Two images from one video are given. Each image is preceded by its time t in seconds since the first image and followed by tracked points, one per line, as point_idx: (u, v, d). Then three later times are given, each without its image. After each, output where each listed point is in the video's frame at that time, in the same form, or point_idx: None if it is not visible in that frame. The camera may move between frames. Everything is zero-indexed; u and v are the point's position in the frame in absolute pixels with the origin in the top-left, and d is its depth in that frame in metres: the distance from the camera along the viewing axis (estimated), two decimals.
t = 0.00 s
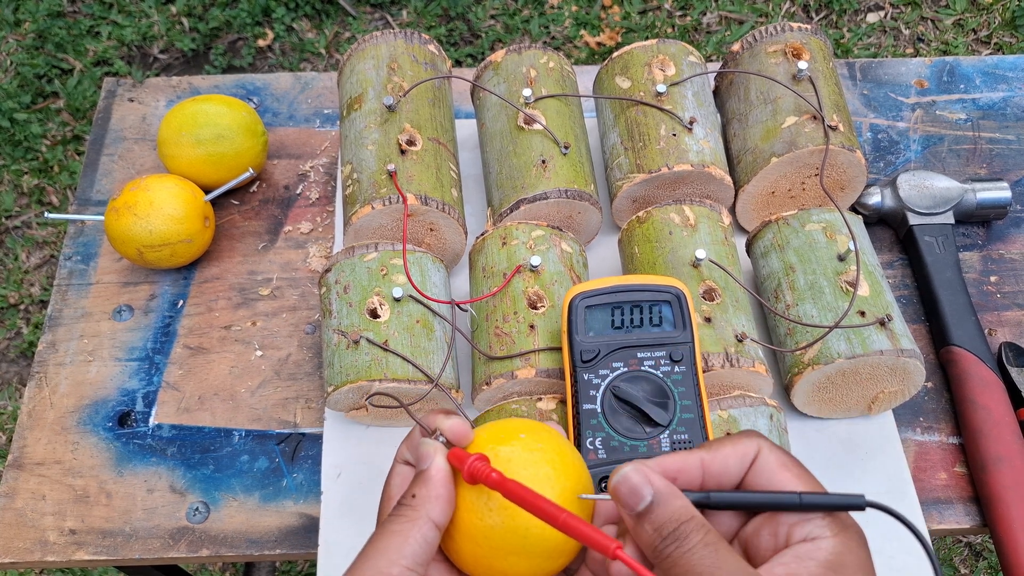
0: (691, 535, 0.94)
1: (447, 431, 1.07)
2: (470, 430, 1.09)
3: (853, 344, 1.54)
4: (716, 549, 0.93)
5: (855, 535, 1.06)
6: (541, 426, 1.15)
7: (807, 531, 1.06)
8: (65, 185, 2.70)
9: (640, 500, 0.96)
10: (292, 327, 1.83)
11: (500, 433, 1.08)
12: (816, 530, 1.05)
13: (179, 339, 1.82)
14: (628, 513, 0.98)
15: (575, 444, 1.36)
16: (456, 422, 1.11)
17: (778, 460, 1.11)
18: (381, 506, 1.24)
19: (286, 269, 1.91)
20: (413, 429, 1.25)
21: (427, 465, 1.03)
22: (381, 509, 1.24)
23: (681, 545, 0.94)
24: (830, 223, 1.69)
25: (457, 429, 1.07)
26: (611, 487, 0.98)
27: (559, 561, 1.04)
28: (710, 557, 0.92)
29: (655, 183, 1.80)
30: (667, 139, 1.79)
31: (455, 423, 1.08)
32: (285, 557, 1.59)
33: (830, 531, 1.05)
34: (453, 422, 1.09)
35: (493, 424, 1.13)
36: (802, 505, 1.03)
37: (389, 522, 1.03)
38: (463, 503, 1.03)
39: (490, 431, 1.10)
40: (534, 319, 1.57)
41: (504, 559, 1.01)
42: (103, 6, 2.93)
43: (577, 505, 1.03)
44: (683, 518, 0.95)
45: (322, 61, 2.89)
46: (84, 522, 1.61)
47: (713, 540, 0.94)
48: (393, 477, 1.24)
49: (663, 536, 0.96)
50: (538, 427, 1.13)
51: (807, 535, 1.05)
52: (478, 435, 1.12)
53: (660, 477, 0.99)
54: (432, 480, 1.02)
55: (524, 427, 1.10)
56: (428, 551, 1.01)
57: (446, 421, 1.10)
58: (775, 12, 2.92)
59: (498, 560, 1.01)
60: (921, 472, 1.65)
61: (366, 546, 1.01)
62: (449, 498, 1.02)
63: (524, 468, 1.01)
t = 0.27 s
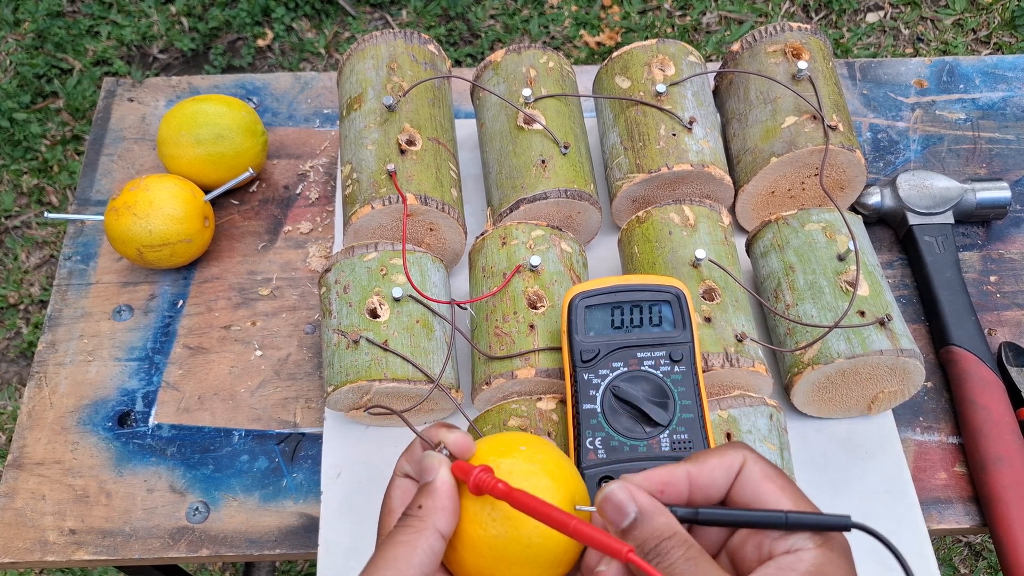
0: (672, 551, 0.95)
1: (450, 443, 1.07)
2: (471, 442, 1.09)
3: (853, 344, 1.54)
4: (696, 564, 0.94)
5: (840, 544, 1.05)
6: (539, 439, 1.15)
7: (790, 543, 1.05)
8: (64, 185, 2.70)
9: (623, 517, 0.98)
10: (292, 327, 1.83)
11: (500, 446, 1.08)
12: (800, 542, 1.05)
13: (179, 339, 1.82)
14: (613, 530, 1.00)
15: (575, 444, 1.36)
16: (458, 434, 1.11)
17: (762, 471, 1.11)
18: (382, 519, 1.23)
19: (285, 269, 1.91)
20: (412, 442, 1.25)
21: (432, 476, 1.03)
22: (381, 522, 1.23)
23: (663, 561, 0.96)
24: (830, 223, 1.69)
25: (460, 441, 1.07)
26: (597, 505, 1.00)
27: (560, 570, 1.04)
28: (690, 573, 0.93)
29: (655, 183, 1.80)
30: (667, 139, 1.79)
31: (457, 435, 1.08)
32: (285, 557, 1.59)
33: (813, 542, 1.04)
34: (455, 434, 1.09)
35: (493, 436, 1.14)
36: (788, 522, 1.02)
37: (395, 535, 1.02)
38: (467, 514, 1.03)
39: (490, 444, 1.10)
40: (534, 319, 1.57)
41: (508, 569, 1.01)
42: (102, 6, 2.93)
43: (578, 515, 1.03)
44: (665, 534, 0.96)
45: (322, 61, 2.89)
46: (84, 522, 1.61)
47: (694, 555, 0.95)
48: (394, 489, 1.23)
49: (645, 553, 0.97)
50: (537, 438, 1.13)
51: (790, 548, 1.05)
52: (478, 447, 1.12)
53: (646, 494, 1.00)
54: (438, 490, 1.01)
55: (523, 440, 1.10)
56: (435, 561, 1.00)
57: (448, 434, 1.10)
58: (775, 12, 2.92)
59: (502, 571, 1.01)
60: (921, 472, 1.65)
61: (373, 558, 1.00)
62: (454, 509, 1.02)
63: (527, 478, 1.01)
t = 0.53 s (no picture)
0: (673, 549, 0.96)
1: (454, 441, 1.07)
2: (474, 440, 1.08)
3: (853, 344, 1.54)
4: (698, 562, 0.95)
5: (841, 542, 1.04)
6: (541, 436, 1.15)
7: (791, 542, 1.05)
8: (65, 185, 2.70)
9: (625, 515, 0.98)
10: (292, 327, 1.83)
11: (503, 443, 1.08)
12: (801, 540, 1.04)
13: (179, 339, 1.82)
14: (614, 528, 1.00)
15: (576, 444, 1.36)
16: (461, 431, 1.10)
17: (764, 468, 1.11)
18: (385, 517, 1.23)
19: (286, 269, 1.91)
20: (415, 439, 1.25)
21: (435, 474, 1.03)
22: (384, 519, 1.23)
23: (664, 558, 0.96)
24: (830, 223, 1.69)
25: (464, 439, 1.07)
26: (598, 503, 1.01)
27: (563, 567, 1.04)
28: (692, 570, 0.94)
29: (655, 183, 1.80)
30: (667, 139, 1.79)
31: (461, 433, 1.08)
32: (285, 557, 1.59)
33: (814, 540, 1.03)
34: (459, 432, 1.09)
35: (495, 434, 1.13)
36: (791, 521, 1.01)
37: (398, 531, 1.02)
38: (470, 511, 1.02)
39: (493, 441, 1.10)
40: (535, 319, 1.57)
41: (510, 566, 1.01)
42: (103, 6, 2.93)
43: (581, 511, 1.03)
44: (666, 532, 0.97)
45: (322, 61, 2.89)
46: (84, 522, 1.61)
47: (696, 553, 0.96)
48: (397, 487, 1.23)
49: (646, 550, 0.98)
50: (539, 435, 1.13)
51: (791, 546, 1.05)
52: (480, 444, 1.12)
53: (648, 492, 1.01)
54: (441, 487, 1.01)
55: (525, 437, 1.10)
56: (438, 557, 1.00)
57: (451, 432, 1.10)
58: (775, 12, 2.92)
59: (505, 567, 1.01)
60: (921, 472, 1.65)
61: (376, 556, 1.00)
62: (457, 506, 1.02)
63: (530, 475, 1.01)
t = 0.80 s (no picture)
0: (673, 547, 0.96)
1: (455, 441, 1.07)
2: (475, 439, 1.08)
3: (853, 344, 1.54)
4: (697, 561, 0.95)
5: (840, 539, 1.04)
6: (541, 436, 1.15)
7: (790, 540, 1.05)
8: (65, 185, 2.70)
9: (625, 514, 0.98)
10: (292, 327, 1.83)
11: (504, 442, 1.08)
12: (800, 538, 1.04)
13: (179, 339, 1.82)
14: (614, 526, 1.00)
15: (576, 444, 1.36)
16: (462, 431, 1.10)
17: (763, 467, 1.11)
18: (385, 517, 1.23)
19: (286, 269, 1.91)
20: (416, 438, 1.25)
21: (437, 474, 1.02)
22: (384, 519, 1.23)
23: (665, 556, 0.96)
24: (831, 223, 1.69)
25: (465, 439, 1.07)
26: (597, 501, 1.01)
27: (564, 567, 1.04)
28: (691, 569, 0.94)
29: (655, 183, 1.80)
30: (668, 139, 1.79)
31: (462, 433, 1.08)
32: (285, 557, 1.59)
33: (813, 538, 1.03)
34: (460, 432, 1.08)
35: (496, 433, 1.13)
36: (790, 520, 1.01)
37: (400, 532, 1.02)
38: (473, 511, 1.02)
39: (494, 440, 1.10)
40: (535, 319, 1.57)
41: (512, 566, 1.01)
42: (103, 6, 2.93)
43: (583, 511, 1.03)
44: (666, 531, 0.97)
45: (322, 61, 2.89)
46: (84, 522, 1.61)
47: (695, 551, 0.96)
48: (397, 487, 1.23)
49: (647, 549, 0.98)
50: (540, 435, 1.13)
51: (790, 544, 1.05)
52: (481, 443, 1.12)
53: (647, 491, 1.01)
54: (444, 487, 1.01)
55: (526, 436, 1.10)
56: (441, 557, 1.00)
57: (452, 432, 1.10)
58: (775, 12, 2.92)
59: (506, 567, 1.01)
60: (921, 472, 1.65)
61: (378, 556, 1.00)
62: (460, 506, 1.02)
63: (532, 475, 1.01)
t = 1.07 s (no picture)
0: (673, 548, 0.96)
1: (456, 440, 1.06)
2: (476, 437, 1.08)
3: (853, 345, 1.54)
4: (698, 562, 0.94)
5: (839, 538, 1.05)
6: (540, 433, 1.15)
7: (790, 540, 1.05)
8: (65, 185, 2.71)
9: (625, 514, 0.98)
10: (292, 327, 1.83)
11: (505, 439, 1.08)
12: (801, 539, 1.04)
13: (179, 339, 1.82)
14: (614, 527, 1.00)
15: (576, 444, 1.36)
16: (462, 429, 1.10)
17: (763, 467, 1.11)
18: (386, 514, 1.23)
19: (286, 269, 1.91)
20: (416, 437, 1.25)
21: (439, 474, 1.02)
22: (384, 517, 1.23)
23: (666, 556, 0.96)
24: (831, 223, 1.69)
25: (465, 436, 1.06)
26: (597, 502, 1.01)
27: (564, 567, 1.05)
28: (691, 570, 0.94)
29: (655, 183, 1.80)
30: (668, 139, 1.79)
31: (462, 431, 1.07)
32: (285, 557, 1.59)
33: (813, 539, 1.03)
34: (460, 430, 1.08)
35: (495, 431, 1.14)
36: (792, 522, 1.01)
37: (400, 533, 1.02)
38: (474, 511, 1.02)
39: (494, 439, 1.10)
40: (535, 319, 1.57)
41: (514, 567, 1.01)
42: (103, 6, 2.93)
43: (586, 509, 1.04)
44: (666, 531, 0.97)
45: (322, 61, 2.89)
46: (84, 522, 1.61)
47: (695, 552, 0.95)
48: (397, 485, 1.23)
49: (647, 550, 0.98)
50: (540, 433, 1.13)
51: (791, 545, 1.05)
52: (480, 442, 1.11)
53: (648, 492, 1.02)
54: (445, 487, 1.01)
55: (527, 434, 1.10)
56: (442, 558, 1.00)
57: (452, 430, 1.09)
58: (775, 12, 2.92)
59: (510, 566, 1.01)
60: (921, 472, 1.65)
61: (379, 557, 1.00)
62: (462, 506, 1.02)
63: (534, 475, 1.01)
